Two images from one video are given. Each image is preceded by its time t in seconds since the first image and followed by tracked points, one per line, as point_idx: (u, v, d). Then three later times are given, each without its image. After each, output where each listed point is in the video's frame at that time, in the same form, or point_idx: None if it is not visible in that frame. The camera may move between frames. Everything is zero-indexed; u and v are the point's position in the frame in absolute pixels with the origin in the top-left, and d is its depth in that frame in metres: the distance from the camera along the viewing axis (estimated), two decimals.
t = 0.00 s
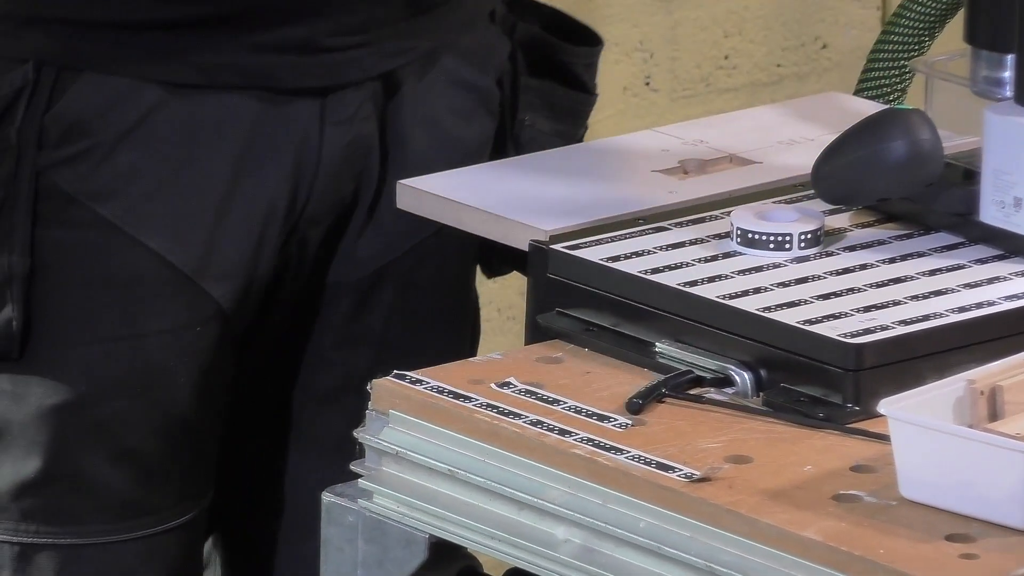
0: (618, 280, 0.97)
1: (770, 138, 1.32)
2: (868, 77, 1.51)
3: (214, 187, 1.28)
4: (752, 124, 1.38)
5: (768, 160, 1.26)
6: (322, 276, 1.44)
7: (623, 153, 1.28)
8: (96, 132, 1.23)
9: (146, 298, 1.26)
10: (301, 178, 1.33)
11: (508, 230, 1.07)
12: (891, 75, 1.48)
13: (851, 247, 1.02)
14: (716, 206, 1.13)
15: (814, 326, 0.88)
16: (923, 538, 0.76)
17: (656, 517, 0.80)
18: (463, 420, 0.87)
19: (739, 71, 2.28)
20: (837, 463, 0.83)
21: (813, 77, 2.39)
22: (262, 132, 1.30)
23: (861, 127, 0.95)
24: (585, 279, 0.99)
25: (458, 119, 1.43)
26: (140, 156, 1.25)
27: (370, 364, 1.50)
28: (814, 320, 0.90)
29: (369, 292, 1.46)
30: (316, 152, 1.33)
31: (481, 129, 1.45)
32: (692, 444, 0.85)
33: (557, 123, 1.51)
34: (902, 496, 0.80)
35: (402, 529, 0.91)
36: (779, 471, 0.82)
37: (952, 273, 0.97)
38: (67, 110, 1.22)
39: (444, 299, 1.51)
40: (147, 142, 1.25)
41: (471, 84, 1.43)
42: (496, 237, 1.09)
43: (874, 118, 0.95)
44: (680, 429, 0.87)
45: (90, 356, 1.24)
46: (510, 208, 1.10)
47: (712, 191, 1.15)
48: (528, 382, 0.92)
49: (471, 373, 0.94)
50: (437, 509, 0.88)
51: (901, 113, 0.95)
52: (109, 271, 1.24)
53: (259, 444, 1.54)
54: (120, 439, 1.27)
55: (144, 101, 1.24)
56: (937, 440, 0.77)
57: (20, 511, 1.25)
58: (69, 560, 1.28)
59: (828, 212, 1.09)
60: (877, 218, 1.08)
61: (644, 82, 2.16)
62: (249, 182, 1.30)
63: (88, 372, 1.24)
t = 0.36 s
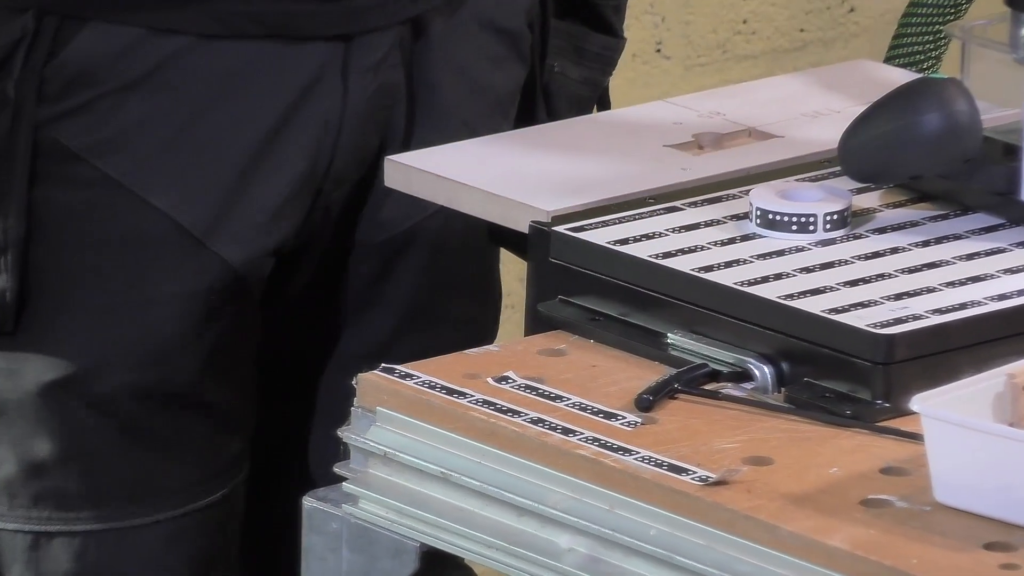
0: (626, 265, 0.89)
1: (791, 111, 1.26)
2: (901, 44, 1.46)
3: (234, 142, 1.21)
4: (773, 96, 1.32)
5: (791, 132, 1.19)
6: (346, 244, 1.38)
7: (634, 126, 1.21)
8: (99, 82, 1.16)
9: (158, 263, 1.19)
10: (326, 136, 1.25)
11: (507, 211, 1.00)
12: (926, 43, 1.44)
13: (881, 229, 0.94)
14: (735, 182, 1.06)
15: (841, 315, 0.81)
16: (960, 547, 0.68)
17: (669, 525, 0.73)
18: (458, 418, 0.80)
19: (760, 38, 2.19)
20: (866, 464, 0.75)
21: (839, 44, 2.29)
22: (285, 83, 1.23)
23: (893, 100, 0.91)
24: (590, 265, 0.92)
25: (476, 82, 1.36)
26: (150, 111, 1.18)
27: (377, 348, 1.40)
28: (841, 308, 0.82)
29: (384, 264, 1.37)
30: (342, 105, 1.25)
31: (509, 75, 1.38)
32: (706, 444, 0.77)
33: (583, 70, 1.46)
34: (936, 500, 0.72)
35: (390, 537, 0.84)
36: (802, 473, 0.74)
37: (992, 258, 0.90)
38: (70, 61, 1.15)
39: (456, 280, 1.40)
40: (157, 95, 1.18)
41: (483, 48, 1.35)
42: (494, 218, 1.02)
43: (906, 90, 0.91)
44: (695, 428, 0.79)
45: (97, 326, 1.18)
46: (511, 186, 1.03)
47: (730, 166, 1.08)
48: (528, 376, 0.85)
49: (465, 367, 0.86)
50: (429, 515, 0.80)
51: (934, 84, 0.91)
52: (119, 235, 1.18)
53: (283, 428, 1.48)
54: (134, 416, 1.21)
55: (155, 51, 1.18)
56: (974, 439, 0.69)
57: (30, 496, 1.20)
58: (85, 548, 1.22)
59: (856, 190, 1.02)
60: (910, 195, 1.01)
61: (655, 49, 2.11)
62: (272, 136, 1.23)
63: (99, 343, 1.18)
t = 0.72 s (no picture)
0: (631, 249, 0.85)
1: (808, 86, 1.21)
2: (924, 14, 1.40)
3: (214, 122, 1.17)
4: (789, 68, 1.28)
5: (805, 109, 1.14)
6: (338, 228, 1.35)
7: (641, 102, 1.16)
8: (69, 58, 1.12)
9: (128, 251, 1.15)
10: (317, 112, 1.20)
11: (506, 192, 0.95)
12: (949, 15, 1.38)
13: (901, 211, 0.90)
14: (746, 162, 1.01)
15: (860, 303, 0.76)
16: (986, 548, 0.62)
17: (677, 525, 0.68)
18: (454, 412, 0.75)
19: (774, 9, 2.19)
20: (884, 460, 0.70)
21: (851, 14, 2.33)
22: (269, 59, 1.18)
23: (918, 73, 0.87)
24: (593, 249, 0.87)
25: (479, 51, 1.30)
26: (125, 88, 1.14)
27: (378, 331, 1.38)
28: (858, 296, 0.77)
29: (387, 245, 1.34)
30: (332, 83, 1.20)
31: (517, 46, 1.33)
32: (716, 439, 0.72)
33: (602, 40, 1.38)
34: (959, 499, 0.66)
35: (380, 536, 0.79)
36: (817, 469, 0.69)
37: (1018, 243, 0.85)
38: (39, 35, 1.10)
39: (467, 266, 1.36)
40: (130, 72, 1.14)
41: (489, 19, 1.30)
42: (492, 198, 0.97)
43: (932, 62, 0.86)
44: (704, 422, 0.74)
45: (65, 315, 1.14)
46: (511, 165, 0.99)
47: (741, 146, 1.03)
48: (529, 367, 0.80)
49: (462, 357, 0.82)
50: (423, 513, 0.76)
51: (961, 56, 0.86)
52: (87, 221, 1.14)
53: (271, 413, 1.47)
54: (102, 410, 1.17)
55: (128, 25, 1.13)
56: (1001, 434, 0.62)
57: None
58: (50, 545, 1.19)
59: (875, 170, 0.98)
60: (933, 175, 0.97)
61: (664, 20, 2.03)
62: (256, 114, 1.18)
63: (64, 333, 1.14)
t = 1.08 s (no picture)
0: (631, 249, 0.85)
1: (808, 86, 1.21)
2: (925, 15, 1.41)
3: (207, 122, 1.17)
4: (789, 68, 1.28)
5: (805, 109, 1.14)
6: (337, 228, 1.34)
7: (642, 102, 1.16)
8: (66, 57, 1.12)
9: (123, 249, 1.15)
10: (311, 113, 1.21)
11: (507, 192, 0.95)
12: (949, 14, 1.39)
13: (901, 211, 0.90)
14: (746, 162, 1.01)
15: (860, 303, 0.76)
16: (986, 548, 0.62)
17: (678, 525, 0.68)
18: (454, 412, 0.75)
19: (773, 9, 2.19)
20: (885, 460, 0.70)
21: (850, 14, 2.33)
22: (264, 59, 1.17)
23: (918, 73, 0.87)
24: (593, 249, 0.87)
25: (480, 52, 1.31)
26: (120, 87, 1.14)
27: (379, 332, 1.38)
28: (858, 296, 0.77)
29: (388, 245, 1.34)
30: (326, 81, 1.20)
31: (516, 46, 1.33)
32: (716, 439, 0.72)
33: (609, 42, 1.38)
34: (959, 498, 0.66)
35: (380, 536, 0.79)
36: (818, 470, 0.69)
37: (1019, 243, 0.85)
38: (33, 35, 1.10)
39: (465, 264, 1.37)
40: (124, 71, 1.14)
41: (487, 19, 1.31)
42: (492, 198, 0.97)
43: (932, 62, 0.86)
44: (704, 422, 0.74)
45: (61, 314, 1.14)
46: (511, 165, 0.99)
47: (741, 146, 1.03)
48: (529, 367, 0.80)
49: (462, 357, 0.82)
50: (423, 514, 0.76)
51: (961, 55, 0.86)
52: (82, 219, 1.14)
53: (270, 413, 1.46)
54: (98, 408, 1.18)
55: (122, 25, 1.13)
56: (1001, 434, 0.62)
57: None
58: (47, 540, 1.20)
59: (875, 170, 0.98)
60: (933, 175, 0.97)
61: (665, 20, 2.03)
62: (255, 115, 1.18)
63: (61, 332, 1.14)
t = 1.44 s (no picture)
0: (632, 249, 0.85)
1: (809, 86, 1.21)
2: (925, 16, 1.41)
3: (213, 121, 1.16)
4: (789, 68, 1.28)
5: (805, 108, 1.14)
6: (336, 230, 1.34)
7: (641, 102, 1.16)
8: (68, 57, 1.11)
9: (128, 249, 1.15)
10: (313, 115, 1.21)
11: (506, 193, 0.95)
12: (949, 15, 1.39)
13: (901, 211, 0.90)
14: (746, 162, 1.01)
15: (860, 303, 0.76)
16: (986, 548, 0.62)
17: (678, 525, 0.68)
18: (453, 412, 0.75)
19: (773, 9, 2.18)
20: (885, 460, 0.70)
21: (850, 14, 2.33)
22: (267, 60, 1.17)
23: (917, 72, 0.87)
24: (593, 249, 0.87)
25: (479, 52, 1.31)
26: (122, 87, 1.13)
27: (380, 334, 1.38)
28: (858, 295, 0.77)
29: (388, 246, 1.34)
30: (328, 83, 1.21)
31: (517, 47, 1.33)
32: (715, 439, 0.72)
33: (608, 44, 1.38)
34: (959, 499, 0.66)
35: (380, 536, 0.79)
36: (818, 470, 0.69)
37: (1018, 242, 0.85)
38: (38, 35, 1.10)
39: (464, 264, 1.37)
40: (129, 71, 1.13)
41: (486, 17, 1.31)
42: (491, 197, 0.97)
43: (931, 62, 0.86)
44: (704, 422, 0.74)
45: (65, 315, 1.14)
46: (510, 165, 0.99)
47: (740, 146, 1.03)
48: (529, 367, 0.80)
49: (462, 357, 0.82)
50: (422, 514, 0.76)
51: (960, 55, 0.86)
52: (87, 219, 1.14)
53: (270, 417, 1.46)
54: (101, 410, 1.17)
55: (125, 26, 1.12)
56: (1001, 434, 0.63)
57: None
58: (48, 543, 1.19)
59: (875, 170, 0.98)
60: (933, 175, 0.97)
61: (664, 21, 2.03)
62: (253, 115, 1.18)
63: (65, 332, 1.14)
